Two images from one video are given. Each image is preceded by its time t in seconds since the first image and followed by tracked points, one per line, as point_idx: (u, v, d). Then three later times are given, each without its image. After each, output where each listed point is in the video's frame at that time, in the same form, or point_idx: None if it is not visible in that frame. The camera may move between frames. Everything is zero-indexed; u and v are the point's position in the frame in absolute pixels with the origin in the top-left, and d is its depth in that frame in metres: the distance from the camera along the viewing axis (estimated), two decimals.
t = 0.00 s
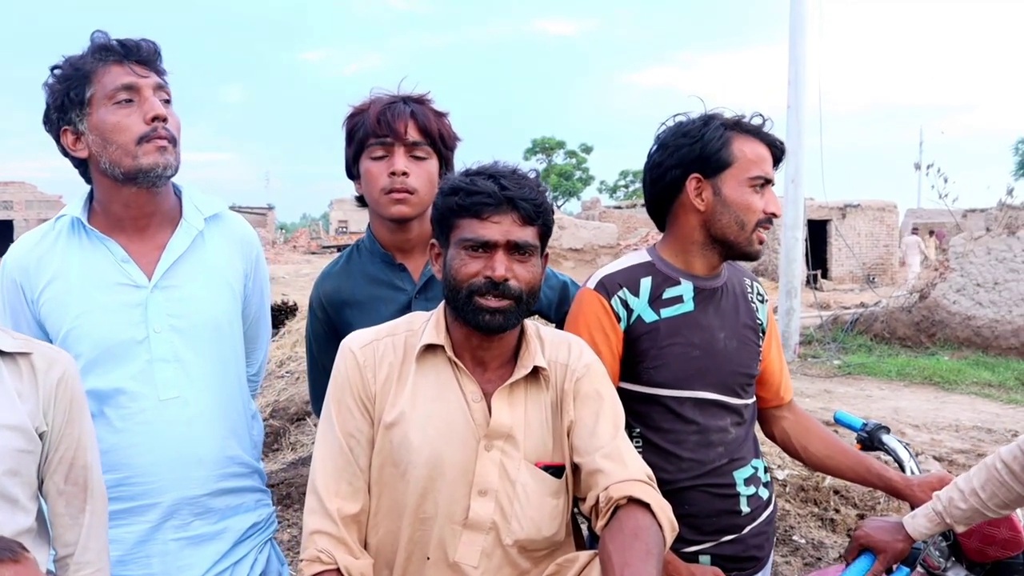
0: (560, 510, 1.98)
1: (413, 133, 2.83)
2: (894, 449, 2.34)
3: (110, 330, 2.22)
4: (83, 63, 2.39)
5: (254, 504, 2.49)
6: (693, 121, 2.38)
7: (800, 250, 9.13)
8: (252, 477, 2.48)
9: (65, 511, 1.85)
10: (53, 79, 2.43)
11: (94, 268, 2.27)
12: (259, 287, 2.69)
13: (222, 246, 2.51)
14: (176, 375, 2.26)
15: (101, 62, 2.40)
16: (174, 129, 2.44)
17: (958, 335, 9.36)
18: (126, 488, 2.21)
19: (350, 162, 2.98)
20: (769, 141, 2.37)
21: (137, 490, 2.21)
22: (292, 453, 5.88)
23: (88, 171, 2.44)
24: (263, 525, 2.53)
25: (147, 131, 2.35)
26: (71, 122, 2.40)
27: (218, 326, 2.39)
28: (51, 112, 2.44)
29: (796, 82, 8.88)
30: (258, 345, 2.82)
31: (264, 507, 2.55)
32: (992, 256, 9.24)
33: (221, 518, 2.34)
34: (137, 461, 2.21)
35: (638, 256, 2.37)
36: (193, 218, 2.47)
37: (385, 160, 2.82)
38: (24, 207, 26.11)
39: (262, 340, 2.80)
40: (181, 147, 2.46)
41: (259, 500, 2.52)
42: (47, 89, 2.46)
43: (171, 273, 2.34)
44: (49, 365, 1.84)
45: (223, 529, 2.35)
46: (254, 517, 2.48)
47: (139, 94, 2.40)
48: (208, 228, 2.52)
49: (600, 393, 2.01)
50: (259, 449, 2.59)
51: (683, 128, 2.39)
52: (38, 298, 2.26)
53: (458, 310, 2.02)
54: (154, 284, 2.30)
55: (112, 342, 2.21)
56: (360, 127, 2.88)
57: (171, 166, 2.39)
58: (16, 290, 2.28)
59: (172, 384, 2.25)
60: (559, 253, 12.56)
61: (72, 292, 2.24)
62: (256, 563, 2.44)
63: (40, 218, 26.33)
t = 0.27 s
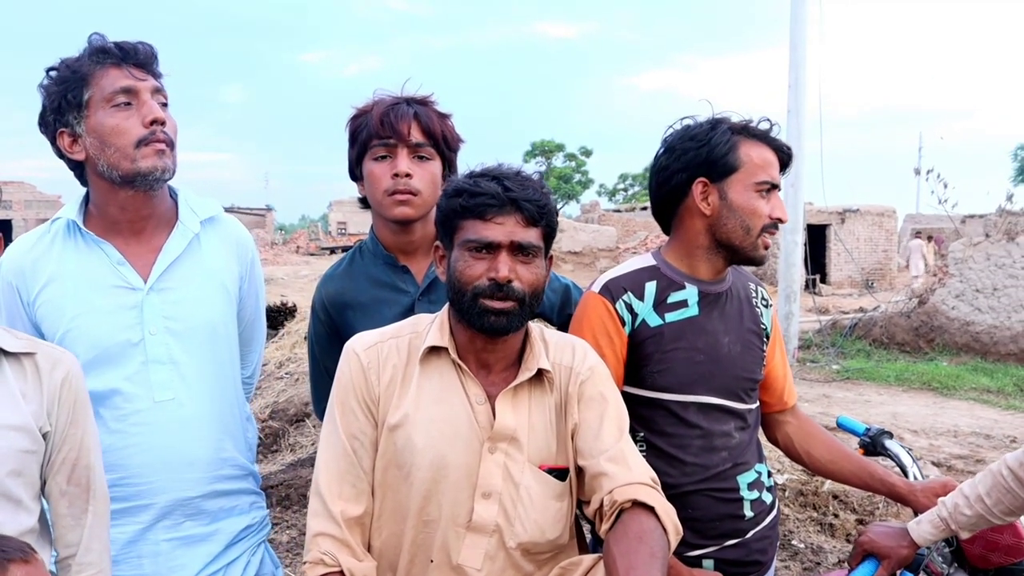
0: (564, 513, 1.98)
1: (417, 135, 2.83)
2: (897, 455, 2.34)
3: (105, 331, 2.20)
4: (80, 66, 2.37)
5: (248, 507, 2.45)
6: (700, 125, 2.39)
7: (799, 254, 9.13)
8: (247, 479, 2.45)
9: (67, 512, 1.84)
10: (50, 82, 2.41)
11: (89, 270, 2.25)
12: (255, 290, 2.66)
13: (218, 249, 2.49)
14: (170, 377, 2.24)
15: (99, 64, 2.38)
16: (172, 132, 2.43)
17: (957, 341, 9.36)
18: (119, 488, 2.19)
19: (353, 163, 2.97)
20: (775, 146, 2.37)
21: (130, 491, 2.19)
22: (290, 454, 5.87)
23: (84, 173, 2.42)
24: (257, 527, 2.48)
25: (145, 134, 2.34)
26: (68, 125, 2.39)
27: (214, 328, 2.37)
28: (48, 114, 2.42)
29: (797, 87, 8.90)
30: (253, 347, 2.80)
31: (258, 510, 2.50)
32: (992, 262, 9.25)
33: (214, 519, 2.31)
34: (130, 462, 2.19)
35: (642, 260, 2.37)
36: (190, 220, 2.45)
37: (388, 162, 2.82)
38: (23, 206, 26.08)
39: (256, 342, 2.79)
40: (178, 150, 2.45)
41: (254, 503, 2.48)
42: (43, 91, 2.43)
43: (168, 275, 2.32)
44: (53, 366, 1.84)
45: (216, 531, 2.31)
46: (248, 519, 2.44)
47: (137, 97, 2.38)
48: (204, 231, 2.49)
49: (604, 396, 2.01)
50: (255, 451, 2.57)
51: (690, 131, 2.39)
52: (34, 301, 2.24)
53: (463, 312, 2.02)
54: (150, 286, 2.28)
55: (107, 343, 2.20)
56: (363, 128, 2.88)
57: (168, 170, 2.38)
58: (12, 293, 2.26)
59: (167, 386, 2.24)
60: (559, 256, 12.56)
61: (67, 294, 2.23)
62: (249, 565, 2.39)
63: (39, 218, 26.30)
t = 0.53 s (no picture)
0: (567, 511, 1.98)
1: (418, 133, 2.83)
2: (898, 454, 2.34)
3: (101, 329, 2.19)
4: (76, 65, 2.37)
5: (246, 505, 2.44)
6: (704, 124, 2.39)
7: (798, 253, 9.15)
8: (244, 477, 2.45)
9: (71, 509, 1.84)
10: (47, 81, 2.40)
11: (86, 269, 2.25)
12: (250, 289, 2.66)
13: (214, 248, 2.49)
14: (167, 374, 2.24)
15: (95, 63, 2.38)
16: (169, 132, 2.43)
17: (955, 340, 9.38)
18: (115, 486, 2.18)
19: (355, 161, 2.98)
20: (779, 146, 2.37)
21: (126, 488, 2.18)
22: (290, 452, 5.88)
23: (80, 172, 2.42)
24: (253, 526, 2.47)
25: (142, 134, 2.34)
26: (65, 124, 2.38)
27: (211, 326, 2.36)
28: (45, 113, 2.42)
29: (796, 87, 8.91)
30: (250, 346, 2.80)
31: (255, 509, 2.50)
32: (990, 262, 9.27)
33: (211, 517, 2.30)
34: (126, 459, 2.18)
35: (645, 259, 2.37)
36: (186, 219, 2.45)
37: (390, 160, 2.82)
38: (21, 203, 26.05)
39: (252, 341, 2.79)
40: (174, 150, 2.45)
41: (251, 501, 2.47)
42: (40, 90, 2.43)
43: (164, 273, 2.32)
44: (57, 363, 1.84)
45: (213, 529, 2.30)
46: (245, 517, 2.43)
47: (134, 97, 2.38)
48: (201, 230, 2.49)
49: (607, 394, 2.02)
50: (252, 449, 2.56)
51: (694, 130, 2.40)
52: (31, 300, 2.23)
53: (467, 310, 2.02)
54: (146, 284, 2.28)
55: (103, 341, 2.19)
56: (365, 126, 2.88)
57: (165, 169, 2.38)
58: (10, 293, 2.26)
59: (163, 383, 2.23)
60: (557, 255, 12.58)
61: (64, 293, 2.22)
62: (245, 564, 2.38)
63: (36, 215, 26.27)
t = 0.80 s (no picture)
0: (564, 500, 1.99)
1: (411, 124, 2.82)
2: (893, 442, 2.33)
3: (91, 322, 2.18)
4: (61, 57, 2.35)
5: (240, 497, 2.44)
6: (702, 113, 2.39)
7: (792, 244, 9.17)
8: (238, 469, 2.44)
9: (68, 501, 1.84)
10: (31, 73, 2.38)
11: (76, 262, 2.24)
12: (242, 280, 2.65)
13: (204, 239, 2.47)
14: (158, 366, 2.23)
15: (80, 55, 2.36)
16: (156, 122, 2.41)
17: (949, 330, 9.42)
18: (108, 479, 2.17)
19: (349, 152, 2.96)
20: (776, 136, 2.37)
21: (119, 481, 2.18)
22: (286, 446, 5.87)
23: (68, 165, 2.40)
24: (249, 518, 2.46)
25: (128, 125, 2.31)
26: (50, 116, 2.36)
27: (202, 318, 2.35)
28: (30, 106, 2.40)
29: (789, 78, 8.91)
30: (242, 338, 2.79)
31: (250, 501, 2.49)
32: (983, 251, 9.31)
33: (205, 509, 2.30)
34: (119, 452, 2.18)
35: (640, 248, 2.37)
36: (175, 210, 2.43)
37: (383, 151, 2.81)
38: (12, 198, 25.90)
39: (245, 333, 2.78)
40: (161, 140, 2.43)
41: (245, 493, 2.46)
42: (25, 83, 2.41)
43: (154, 265, 2.31)
44: (53, 355, 1.84)
45: (207, 521, 2.30)
46: (240, 510, 2.42)
47: (120, 88, 2.36)
48: (191, 221, 2.48)
49: (604, 383, 2.01)
50: (246, 441, 2.56)
51: (691, 119, 2.39)
52: (20, 294, 2.22)
53: (494, 305, 2.00)
54: (136, 276, 2.27)
55: (93, 334, 2.18)
56: (358, 117, 2.87)
57: (153, 160, 2.36)
58: None
59: (155, 375, 2.22)
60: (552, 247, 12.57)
61: (54, 286, 2.21)
62: (241, 557, 2.37)
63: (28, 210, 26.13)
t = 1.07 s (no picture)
0: (549, 491, 1.99)
1: (395, 115, 2.80)
2: (876, 432, 2.37)
3: (70, 314, 2.16)
4: (38, 48, 2.32)
5: (222, 491, 2.42)
6: (687, 103, 2.39)
7: (778, 236, 9.21)
8: (220, 462, 2.43)
9: (51, 494, 1.82)
10: (8, 65, 2.35)
11: (55, 254, 2.22)
12: (224, 273, 2.63)
13: (186, 232, 2.45)
14: (138, 358, 2.21)
15: (57, 47, 2.33)
16: (135, 113, 2.38)
17: (933, 322, 9.49)
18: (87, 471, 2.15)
19: (333, 144, 2.94)
20: (760, 127, 2.37)
21: (99, 474, 2.16)
22: (272, 440, 5.85)
23: (47, 157, 2.37)
24: (231, 512, 2.45)
25: (106, 116, 2.29)
26: (28, 108, 2.33)
27: (183, 310, 2.33)
28: (8, 98, 2.37)
29: (775, 71, 8.94)
30: (225, 331, 2.77)
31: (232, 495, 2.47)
32: (967, 244, 9.39)
33: (186, 502, 2.28)
34: (99, 444, 2.16)
35: (624, 239, 2.38)
36: (156, 202, 2.41)
37: (367, 142, 2.79)
38: None
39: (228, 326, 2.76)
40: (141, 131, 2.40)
41: (227, 487, 2.45)
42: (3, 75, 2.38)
43: (135, 256, 2.29)
44: (35, 348, 1.82)
45: (189, 514, 2.28)
46: (221, 503, 2.40)
47: (98, 79, 2.33)
48: (172, 213, 2.45)
49: (589, 373, 2.01)
50: (229, 434, 2.54)
51: (677, 109, 2.39)
52: None
53: (504, 298, 1.99)
54: (117, 268, 2.25)
55: (72, 326, 2.16)
56: (342, 109, 2.85)
57: (132, 151, 2.33)
58: None
59: (135, 367, 2.21)
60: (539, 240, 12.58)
61: (32, 277, 2.18)
62: (223, 550, 2.35)
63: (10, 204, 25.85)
